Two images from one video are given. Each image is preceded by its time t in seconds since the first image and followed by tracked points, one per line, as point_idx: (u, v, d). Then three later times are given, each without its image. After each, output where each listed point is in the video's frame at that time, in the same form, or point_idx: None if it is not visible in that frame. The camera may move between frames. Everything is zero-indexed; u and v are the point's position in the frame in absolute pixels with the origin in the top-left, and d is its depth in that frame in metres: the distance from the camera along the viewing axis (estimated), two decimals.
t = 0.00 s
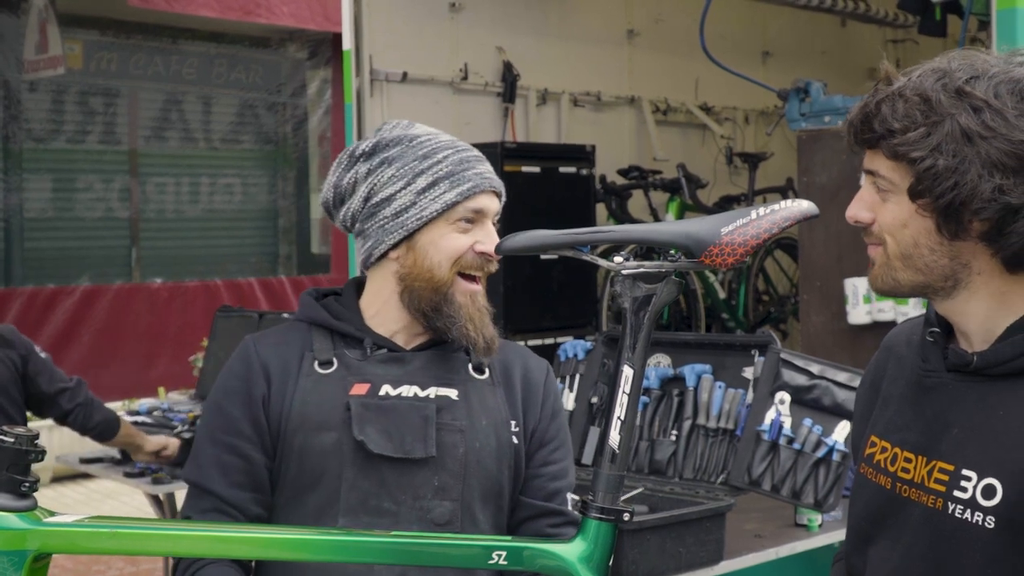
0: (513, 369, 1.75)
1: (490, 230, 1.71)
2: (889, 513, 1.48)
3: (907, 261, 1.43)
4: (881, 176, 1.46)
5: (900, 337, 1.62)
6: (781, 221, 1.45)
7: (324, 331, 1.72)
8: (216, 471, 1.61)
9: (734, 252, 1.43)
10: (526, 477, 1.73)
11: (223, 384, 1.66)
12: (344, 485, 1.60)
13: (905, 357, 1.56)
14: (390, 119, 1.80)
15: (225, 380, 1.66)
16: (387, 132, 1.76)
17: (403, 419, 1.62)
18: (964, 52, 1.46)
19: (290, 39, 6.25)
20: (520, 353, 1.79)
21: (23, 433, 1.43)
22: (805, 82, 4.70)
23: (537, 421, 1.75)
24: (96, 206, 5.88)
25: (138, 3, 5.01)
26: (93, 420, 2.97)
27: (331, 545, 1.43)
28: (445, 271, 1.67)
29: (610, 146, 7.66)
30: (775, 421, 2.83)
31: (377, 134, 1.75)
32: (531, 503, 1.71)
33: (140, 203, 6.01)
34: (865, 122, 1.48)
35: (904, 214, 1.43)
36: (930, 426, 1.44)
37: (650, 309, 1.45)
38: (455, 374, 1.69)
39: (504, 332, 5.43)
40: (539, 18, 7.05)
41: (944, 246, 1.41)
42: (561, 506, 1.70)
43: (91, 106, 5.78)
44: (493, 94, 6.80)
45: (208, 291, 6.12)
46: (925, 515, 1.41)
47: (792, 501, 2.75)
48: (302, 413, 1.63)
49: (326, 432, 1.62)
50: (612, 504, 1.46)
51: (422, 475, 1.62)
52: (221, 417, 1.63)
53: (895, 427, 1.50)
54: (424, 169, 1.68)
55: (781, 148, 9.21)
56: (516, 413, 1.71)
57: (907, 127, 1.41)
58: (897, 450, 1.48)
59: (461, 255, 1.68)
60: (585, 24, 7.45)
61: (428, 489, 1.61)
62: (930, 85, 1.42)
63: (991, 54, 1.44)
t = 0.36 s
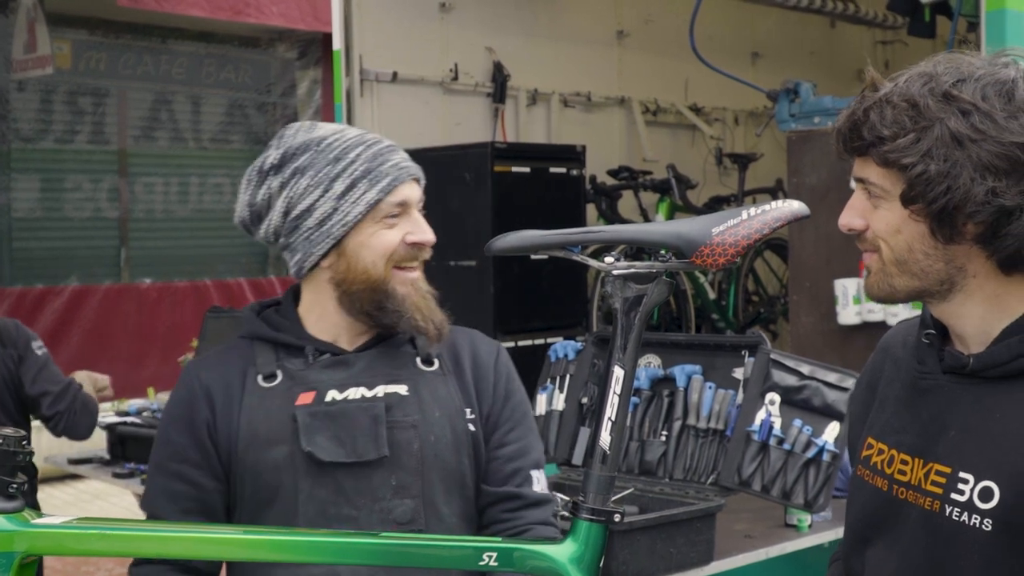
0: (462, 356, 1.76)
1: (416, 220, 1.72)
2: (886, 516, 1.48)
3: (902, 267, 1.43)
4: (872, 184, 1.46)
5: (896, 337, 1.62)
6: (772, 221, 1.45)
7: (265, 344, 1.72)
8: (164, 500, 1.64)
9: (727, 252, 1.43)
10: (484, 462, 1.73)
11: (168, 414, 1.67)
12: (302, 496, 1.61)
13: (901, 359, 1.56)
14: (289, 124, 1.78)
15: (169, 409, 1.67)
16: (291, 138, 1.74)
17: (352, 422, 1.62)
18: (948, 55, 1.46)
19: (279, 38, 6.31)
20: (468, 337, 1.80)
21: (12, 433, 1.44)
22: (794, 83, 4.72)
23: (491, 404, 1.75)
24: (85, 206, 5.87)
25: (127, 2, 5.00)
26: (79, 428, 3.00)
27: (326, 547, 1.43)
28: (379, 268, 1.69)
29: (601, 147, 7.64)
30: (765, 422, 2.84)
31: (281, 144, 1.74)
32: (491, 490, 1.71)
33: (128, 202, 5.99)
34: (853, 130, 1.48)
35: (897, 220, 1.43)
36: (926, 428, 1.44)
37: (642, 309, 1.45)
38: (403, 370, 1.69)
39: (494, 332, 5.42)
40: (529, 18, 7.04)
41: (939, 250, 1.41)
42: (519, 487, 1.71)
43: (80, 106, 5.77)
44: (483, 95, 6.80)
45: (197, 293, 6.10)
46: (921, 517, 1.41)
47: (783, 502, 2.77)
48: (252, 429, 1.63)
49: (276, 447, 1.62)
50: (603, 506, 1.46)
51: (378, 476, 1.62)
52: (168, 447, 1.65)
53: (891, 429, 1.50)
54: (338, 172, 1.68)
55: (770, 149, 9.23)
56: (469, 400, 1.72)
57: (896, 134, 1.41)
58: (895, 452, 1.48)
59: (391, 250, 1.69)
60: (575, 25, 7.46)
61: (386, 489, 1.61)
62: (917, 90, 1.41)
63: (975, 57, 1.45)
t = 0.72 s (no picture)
0: (438, 356, 1.75)
1: (385, 224, 1.71)
2: (887, 519, 1.47)
3: (901, 272, 1.43)
4: (869, 191, 1.46)
5: (895, 338, 1.62)
6: (771, 224, 1.43)
7: (237, 354, 1.71)
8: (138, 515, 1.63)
9: (727, 254, 1.42)
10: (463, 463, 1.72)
11: (142, 429, 1.66)
12: (281, 509, 1.59)
13: (900, 360, 1.56)
14: (253, 126, 1.77)
15: (143, 426, 1.66)
16: (255, 142, 1.74)
17: (329, 430, 1.60)
18: (943, 59, 1.46)
19: (272, 39, 6.23)
20: (442, 336, 1.80)
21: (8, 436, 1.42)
22: (788, 84, 4.72)
23: (468, 403, 1.74)
24: (77, 206, 5.85)
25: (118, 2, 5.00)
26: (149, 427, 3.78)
27: (318, 550, 1.42)
28: (350, 275, 1.68)
29: (594, 148, 7.65)
30: (760, 423, 2.86)
31: (247, 148, 1.73)
32: (471, 491, 1.70)
33: (121, 202, 5.98)
34: (848, 137, 1.48)
35: (895, 226, 1.43)
36: (926, 431, 1.44)
37: (642, 310, 1.44)
38: (378, 374, 1.68)
39: (487, 333, 5.41)
40: (522, 18, 7.04)
41: (938, 255, 1.40)
42: (496, 487, 1.70)
43: (72, 105, 5.77)
44: (477, 95, 6.78)
45: (189, 293, 6.09)
46: (922, 521, 1.41)
47: (778, 503, 2.76)
48: (227, 441, 1.62)
49: (253, 458, 1.61)
50: (603, 507, 1.44)
51: (359, 484, 1.61)
52: (144, 463, 1.64)
53: (892, 432, 1.50)
54: (305, 177, 1.67)
55: (763, 151, 9.24)
56: (447, 401, 1.72)
57: (893, 142, 1.41)
58: (895, 455, 1.47)
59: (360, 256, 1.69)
60: (569, 25, 7.46)
61: (367, 497, 1.60)
62: (912, 96, 1.41)
63: (969, 60, 1.44)
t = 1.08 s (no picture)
0: (444, 360, 1.75)
1: (393, 228, 1.71)
2: (888, 520, 1.48)
3: (900, 273, 1.43)
4: (869, 192, 1.46)
5: (897, 339, 1.63)
6: (773, 226, 1.44)
7: (241, 353, 1.71)
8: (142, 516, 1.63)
9: (729, 255, 1.42)
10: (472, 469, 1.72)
11: (144, 427, 1.67)
12: (282, 510, 1.60)
13: (901, 361, 1.56)
14: (266, 123, 1.78)
15: (145, 425, 1.67)
16: (267, 138, 1.74)
17: (331, 432, 1.61)
18: (943, 61, 1.46)
19: (268, 40, 6.33)
20: (449, 338, 1.79)
21: (10, 438, 1.42)
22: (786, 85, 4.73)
23: (476, 409, 1.74)
24: (73, 206, 5.84)
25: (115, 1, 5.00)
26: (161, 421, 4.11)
27: (321, 552, 1.42)
28: (354, 278, 1.67)
29: (590, 149, 7.65)
30: (758, 424, 2.87)
31: (259, 145, 1.74)
32: (481, 496, 1.70)
33: (117, 203, 5.98)
34: (849, 138, 1.48)
35: (894, 227, 1.44)
36: (926, 431, 1.44)
37: (644, 311, 1.44)
38: (383, 377, 1.69)
39: (484, 334, 5.41)
40: (519, 18, 7.03)
41: (936, 257, 1.41)
42: (510, 494, 1.70)
43: (67, 106, 5.76)
44: (474, 95, 6.80)
45: (185, 293, 6.10)
46: (923, 523, 1.41)
47: (777, 504, 2.81)
48: (229, 441, 1.62)
49: (255, 459, 1.61)
50: (604, 509, 1.44)
51: (360, 488, 1.61)
52: (145, 461, 1.64)
53: (893, 433, 1.50)
54: (315, 177, 1.68)
55: (760, 151, 9.24)
56: (452, 405, 1.71)
57: (892, 143, 1.42)
58: (896, 456, 1.48)
59: (367, 259, 1.69)
60: (566, 26, 7.47)
61: (369, 501, 1.61)
62: (913, 97, 1.42)
63: (969, 61, 1.45)
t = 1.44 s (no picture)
0: (459, 364, 1.75)
1: (405, 230, 1.71)
2: (895, 523, 1.49)
3: (908, 275, 1.44)
4: (877, 195, 1.47)
5: (902, 342, 1.64)
6: (777, 229, 1.44)
7: (260, 352, 1.73)
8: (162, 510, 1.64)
9: (731, 259, 1.42)
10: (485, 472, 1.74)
11: (164, 421, 1.69)
12: (292, 505, 1.61)
13: (906, 364, 1.58)
14: (294, 125, 1.81)
15: (165, 417, 1.69)
16: (290, 140, 1.77)
17: (344, 431, 1.62)
18: (949, 65, 1.48)
19: (268, 40, 6.36)
20: (466, 343, 1.80)
21: (19, 438, 1.44)
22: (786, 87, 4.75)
23: (491, 414, 1.75)
24: (72, 206, 5.84)
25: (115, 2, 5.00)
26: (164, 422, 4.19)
27: (331, 552, 1.43)
28: (365, 279, 1.68)
29: (590, 150, 7.66)
30: (759, 425, 2.89)
31: (282, 145, 1.77)
32: (496, 500, 1.72)
33: (116, 202, 5.98)
34: (857, 141, 1.49)
35: (902, 230, 1.44)
36: (933, 435, 1.46)
37: (649, 313, 1.45)
38: (396, 379, 1.70)
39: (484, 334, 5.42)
40: (519, 19, 7.04)
41: (944, 259, 1.42)
42: (527, 498, 1.71)
43: (66, 106, 5.77)
44: (474, 96, 6.82)
45: (185, 293, 6.09)
46: (930, 526, 1.43)
47: (777, 504, 2.82)
48: (243, 438, 1.64)
49: (268, 455, 1.63)
50: (609, 510, 1.45)
51: (370, 485, 1.62)
52: (164, 456, 1.66)
53: (899, 436, 1.52)
54: (328, 177, 1.70)
55: (760, 153, 9.24)
56: (465, 409, 1.72)
57: (900, 146, 1.42)
58: (902, 459, 1.49)
59: (377, 260, 1.69)
60: (566, 26, 7.47)
61: (378, 499, 1.61)
62: (920, 101, 1.43)
63: (975, 66, 1.46)
